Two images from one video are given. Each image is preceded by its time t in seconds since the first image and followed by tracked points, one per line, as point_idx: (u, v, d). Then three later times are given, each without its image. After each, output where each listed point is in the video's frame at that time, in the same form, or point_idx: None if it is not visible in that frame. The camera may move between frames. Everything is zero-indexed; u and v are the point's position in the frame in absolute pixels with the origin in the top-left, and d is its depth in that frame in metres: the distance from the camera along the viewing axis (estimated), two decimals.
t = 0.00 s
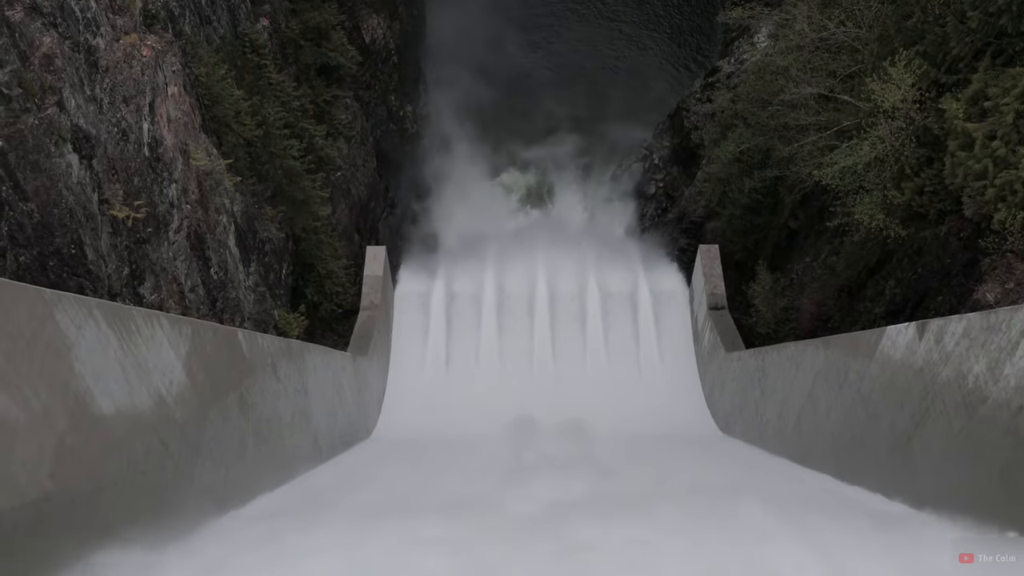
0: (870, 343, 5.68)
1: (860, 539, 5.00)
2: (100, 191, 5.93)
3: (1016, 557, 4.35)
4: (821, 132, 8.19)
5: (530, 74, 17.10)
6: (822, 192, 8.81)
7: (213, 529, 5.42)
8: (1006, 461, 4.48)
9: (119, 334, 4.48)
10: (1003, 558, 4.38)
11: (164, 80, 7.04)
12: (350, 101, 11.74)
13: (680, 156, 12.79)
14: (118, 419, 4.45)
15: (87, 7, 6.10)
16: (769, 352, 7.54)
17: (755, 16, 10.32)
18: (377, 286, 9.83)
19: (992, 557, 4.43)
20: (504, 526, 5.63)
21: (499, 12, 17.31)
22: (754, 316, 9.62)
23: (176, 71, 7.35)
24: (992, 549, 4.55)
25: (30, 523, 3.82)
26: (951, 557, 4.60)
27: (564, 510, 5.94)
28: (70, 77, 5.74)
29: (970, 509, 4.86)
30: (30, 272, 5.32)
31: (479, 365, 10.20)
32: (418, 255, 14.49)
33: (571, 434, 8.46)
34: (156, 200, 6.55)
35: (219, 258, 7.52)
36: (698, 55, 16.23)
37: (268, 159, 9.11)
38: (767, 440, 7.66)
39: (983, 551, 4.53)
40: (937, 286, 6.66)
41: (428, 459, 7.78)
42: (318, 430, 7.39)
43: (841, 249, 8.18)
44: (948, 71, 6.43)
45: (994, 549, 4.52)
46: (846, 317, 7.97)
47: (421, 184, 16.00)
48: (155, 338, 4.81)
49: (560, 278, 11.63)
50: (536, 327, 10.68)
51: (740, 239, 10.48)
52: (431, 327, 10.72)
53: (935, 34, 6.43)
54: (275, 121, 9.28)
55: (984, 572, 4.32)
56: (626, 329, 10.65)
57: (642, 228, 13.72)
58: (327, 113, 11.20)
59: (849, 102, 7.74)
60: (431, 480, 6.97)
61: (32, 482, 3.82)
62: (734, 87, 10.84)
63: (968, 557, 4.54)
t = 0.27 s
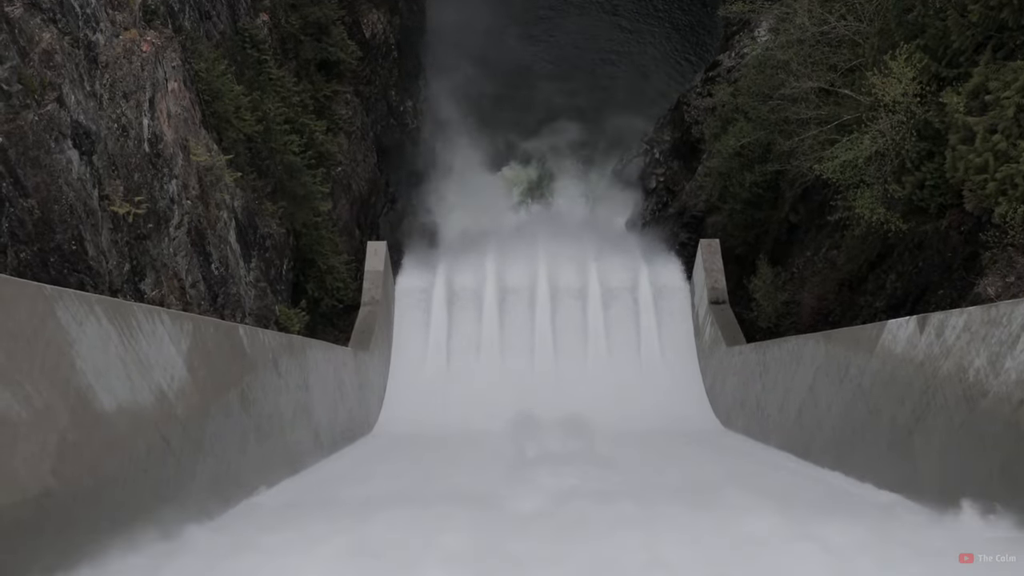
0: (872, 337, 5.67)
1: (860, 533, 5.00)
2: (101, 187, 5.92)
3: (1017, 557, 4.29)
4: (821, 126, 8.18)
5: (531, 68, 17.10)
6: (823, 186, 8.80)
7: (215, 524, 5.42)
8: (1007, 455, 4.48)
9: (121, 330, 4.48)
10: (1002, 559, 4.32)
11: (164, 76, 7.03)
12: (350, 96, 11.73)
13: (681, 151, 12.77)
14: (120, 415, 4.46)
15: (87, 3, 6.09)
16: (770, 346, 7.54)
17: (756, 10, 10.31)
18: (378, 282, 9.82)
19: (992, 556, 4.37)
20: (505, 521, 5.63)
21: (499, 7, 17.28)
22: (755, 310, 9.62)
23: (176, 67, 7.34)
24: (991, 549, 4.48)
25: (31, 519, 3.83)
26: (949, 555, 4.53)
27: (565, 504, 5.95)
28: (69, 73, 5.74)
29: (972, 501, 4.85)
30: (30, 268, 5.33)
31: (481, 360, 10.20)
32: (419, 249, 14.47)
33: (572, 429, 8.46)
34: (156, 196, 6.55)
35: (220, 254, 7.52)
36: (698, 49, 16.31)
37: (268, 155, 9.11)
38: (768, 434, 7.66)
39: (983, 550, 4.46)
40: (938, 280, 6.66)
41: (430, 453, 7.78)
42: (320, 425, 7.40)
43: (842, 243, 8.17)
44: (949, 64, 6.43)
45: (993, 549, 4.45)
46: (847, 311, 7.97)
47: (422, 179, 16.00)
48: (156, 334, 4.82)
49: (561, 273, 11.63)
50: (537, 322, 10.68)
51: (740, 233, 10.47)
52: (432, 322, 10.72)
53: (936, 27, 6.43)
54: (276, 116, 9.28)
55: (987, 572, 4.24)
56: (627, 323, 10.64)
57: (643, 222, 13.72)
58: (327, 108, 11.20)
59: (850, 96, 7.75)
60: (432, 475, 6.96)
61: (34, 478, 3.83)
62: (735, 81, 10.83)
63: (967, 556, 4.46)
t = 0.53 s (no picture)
0: (872, 331, 5.67)
1: (860, 526, 5.01)
2: (102, 180, 5.92)
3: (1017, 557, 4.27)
4: (822, 119, 8.17)
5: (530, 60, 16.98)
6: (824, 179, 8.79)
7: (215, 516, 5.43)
8: (1006, 449, 4.49)
9: (121, 323, 4.48)
10: (1002, 558, 4.31)
11: (164, 69, 7.02)
12: (351, 89, 11.71)
13: (681, 144, 12.75)
14: (120, 406, 4.46)
15: None
16: (771, 340, 7.54)
17: (757, 3, 10.29)
18: (379, 274, 9.81)
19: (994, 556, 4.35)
20: (505, 514, 5.64)
21: None
22: (755, 304, 9.62)
23: (176, 60, 7.33)
24: (991, 550, 4.47)
25: (32, 511, 3.84)
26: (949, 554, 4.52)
27: (565, 497, 5.96)
28: (70, 66, 5.73)
29: (972, 496, 4.86)
30: (31, 261, 5.34)
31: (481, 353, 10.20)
32: (420, 241, 14.46)
33: (572, 422, 8.47)
34: (157, 189, 6.56)
35: (220, 247, 7.53)
36: (700, 42, 16.12)
37: (268, 148, 9.10)
38: (768, 428, 7.67)
39: (982, 551, 4.45)
40: (939, 274, 6.65)
41: (430, 446, 7.79)
42: (320, 418, 7.41)
43: (843, 237, 8.16)
44: (951, 58, 6.42)
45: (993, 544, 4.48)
46: (847, 305, 7.97)
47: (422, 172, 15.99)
48: (156, 326, 4.82)
49: (561, 266, 11.63)
50: (537, 315, 10.68)
51: (741, 227, 10.46)
52: (433, 315, 10.72)
53: (937, 21, 6.42)
54: (276, 109, 9.27)
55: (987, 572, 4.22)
56: (627, 316, 10.65)
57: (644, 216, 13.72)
58: (327, 101, 11.18)
59: (851, 90, 7.74)
60: (432, 468, 6.97)
61: (34, 471, 3.83)
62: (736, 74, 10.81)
63: (968, 557, 4.44)
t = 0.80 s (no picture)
0: (872, 326, 5.68)
1: (860, 520, 5.02)
2: (102, 174, 5.91)
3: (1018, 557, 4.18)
4: (824, 114, 8.16)
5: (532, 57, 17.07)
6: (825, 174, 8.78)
7: (218, 510, 5.44)
8: (1006, 443, 4.50)
9: (122, 317, 4.48)
10: (1002, 559, 4.22)
11: (164, 63, 7.00)
12: (351, 83, 11.70)
13: (682, 138, 12.74)
14: (121, 400, 4.46)
15: None
16: (771, 335, 7.54)
17: None
18: (379, 269, 9.81)
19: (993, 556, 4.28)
20: (505, 508, 5.64)
21: None
22: (756, 298, 9.62)
23: (176, 54, 7.31)
24: (991, 540, 4.48)
25: (33, 506, 3.84)
26: (949, 554, 4.45)
27: (564, 491, 5.96)
28: (70, 60, 5.72)
29: (972, 490, 4.86)
30: (31, 255, 5.34)
31: (481, 347, 10.21)
32: (420, 235, 14.44)
33: (572, 416, 8.48)
34: (157, 183, 6.55)
35: (221, 241, 7.52)
36: (701, 35, 16.16)
37: (269, 142, 9.09)
38: (768, 422, 7.68)
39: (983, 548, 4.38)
40: (940, 268, 6.64)
41: (431, 440, 7.80)
42: (321, 412, 7.41)
43: (843, 231, 8.14)
44: (952, 52, 6.41)
45: (994, 536, 4.49)
46: (848, 299, 7.96)
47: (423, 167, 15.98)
48: (157, 320, 4.82)
49: (562, 260, 11.61)
50: (538, 309, 10.68)
51: (742, 221, 10.45)
52: (433, 309, 10.72)
53: (938, 15, 6.41)
54: (277, 103, 9.26)
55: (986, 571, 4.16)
56: (628, 310, 10.64)
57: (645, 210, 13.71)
58: (328, 95, 11.17)
59: (852, 84, 7.72)
60: (433, 462, 6.97)
61: (35, 465, 3.83)
62: (737, 67, 10.78)
63: (968, 557, 4.36)
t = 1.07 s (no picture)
0: (872, 320, 5.68)
1: (860, 514, 5.02)
2: (102, 167, 5.91)
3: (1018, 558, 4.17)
4: (825, 107, 8.15)
5: (532, 48, 16.90)
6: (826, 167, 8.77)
7: (219, 503, 5.45)
8: (1005, 437, 4.51)
9: (122, 310, 4.48)
10: (1002, 559, 4.20)
11: (164, 55, 6.99)
12: (351, 76, 11.68)
13: (682, 132, 12.71)
14: (121, 393, 4.46)
15: None
16: (772, 328, 7.54)
17: None
18: (380, 262, 9.79)
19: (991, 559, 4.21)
20: (505, 502, 5.64)
21: None
22: (757, 291, 9.62)
23: (176, 46, 7.30)
24: (992, 534, 4.48)
25: (34, 499, 3.84)
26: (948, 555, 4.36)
27: (564, 484, 5.96)
28: (69, 52, 5.71)
29: (971, 485, 4.87)
30: (32, 248, 5.32)
31: (481, 340, 10.21)
32: (421, 228, 14.42)
33: (573, 409, 8.48)
34: (157, 176, 6.55)
35: (221, 233, 7.51)
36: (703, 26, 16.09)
37: (269, 135, 9.08)
38: (768, 415, 7.68)
39: (982, 543, 4.39)
40: (940, 262, 6.63)
41: (431, 434, 7.80)
42: (321, 405, 7.41)
43: (844, 224, 8.12)
44: (954, 46, 6.41)
45: (994, 531, 4.49)
46: (849, 293, 7.95)
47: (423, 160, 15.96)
48: (157, 313, 4.82)
49: (562, 253, 11.60)
50: (538, 302, 10.67)
51: (742, 214, 10.43)
52: (434, 302, 10.71)
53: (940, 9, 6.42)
54: (277, 96, 9.25)
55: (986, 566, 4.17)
56: (629, 303, 10.63)
57: (645, 203, 13.69)
58: (328, 88, 11.15)
59: (853, 77, 7.71)
60: (433, 456, 6.97)
61: (36, 458, 3.84)
62: (738, 60, 10.76)
63: (969, 558, 4.29)
